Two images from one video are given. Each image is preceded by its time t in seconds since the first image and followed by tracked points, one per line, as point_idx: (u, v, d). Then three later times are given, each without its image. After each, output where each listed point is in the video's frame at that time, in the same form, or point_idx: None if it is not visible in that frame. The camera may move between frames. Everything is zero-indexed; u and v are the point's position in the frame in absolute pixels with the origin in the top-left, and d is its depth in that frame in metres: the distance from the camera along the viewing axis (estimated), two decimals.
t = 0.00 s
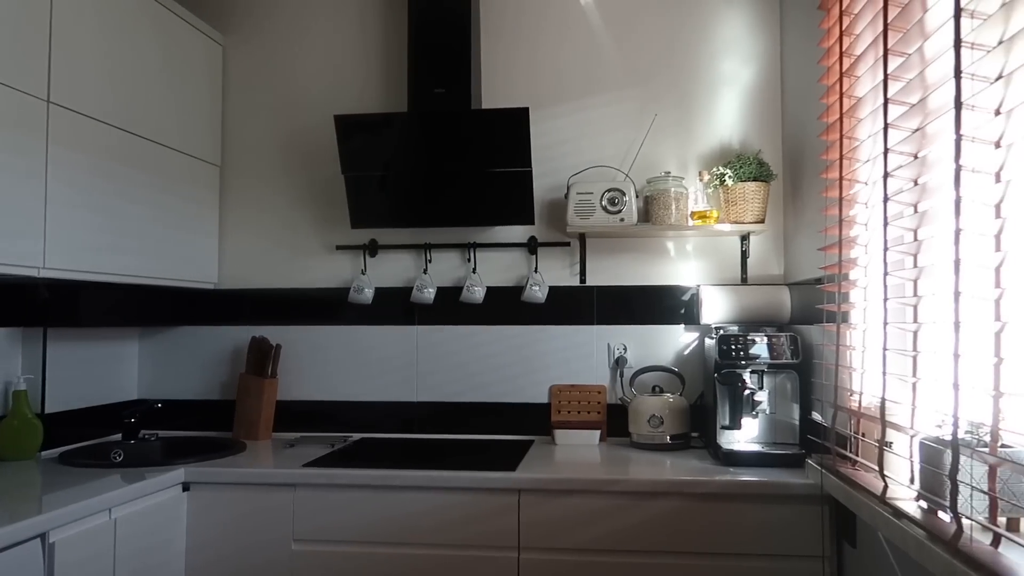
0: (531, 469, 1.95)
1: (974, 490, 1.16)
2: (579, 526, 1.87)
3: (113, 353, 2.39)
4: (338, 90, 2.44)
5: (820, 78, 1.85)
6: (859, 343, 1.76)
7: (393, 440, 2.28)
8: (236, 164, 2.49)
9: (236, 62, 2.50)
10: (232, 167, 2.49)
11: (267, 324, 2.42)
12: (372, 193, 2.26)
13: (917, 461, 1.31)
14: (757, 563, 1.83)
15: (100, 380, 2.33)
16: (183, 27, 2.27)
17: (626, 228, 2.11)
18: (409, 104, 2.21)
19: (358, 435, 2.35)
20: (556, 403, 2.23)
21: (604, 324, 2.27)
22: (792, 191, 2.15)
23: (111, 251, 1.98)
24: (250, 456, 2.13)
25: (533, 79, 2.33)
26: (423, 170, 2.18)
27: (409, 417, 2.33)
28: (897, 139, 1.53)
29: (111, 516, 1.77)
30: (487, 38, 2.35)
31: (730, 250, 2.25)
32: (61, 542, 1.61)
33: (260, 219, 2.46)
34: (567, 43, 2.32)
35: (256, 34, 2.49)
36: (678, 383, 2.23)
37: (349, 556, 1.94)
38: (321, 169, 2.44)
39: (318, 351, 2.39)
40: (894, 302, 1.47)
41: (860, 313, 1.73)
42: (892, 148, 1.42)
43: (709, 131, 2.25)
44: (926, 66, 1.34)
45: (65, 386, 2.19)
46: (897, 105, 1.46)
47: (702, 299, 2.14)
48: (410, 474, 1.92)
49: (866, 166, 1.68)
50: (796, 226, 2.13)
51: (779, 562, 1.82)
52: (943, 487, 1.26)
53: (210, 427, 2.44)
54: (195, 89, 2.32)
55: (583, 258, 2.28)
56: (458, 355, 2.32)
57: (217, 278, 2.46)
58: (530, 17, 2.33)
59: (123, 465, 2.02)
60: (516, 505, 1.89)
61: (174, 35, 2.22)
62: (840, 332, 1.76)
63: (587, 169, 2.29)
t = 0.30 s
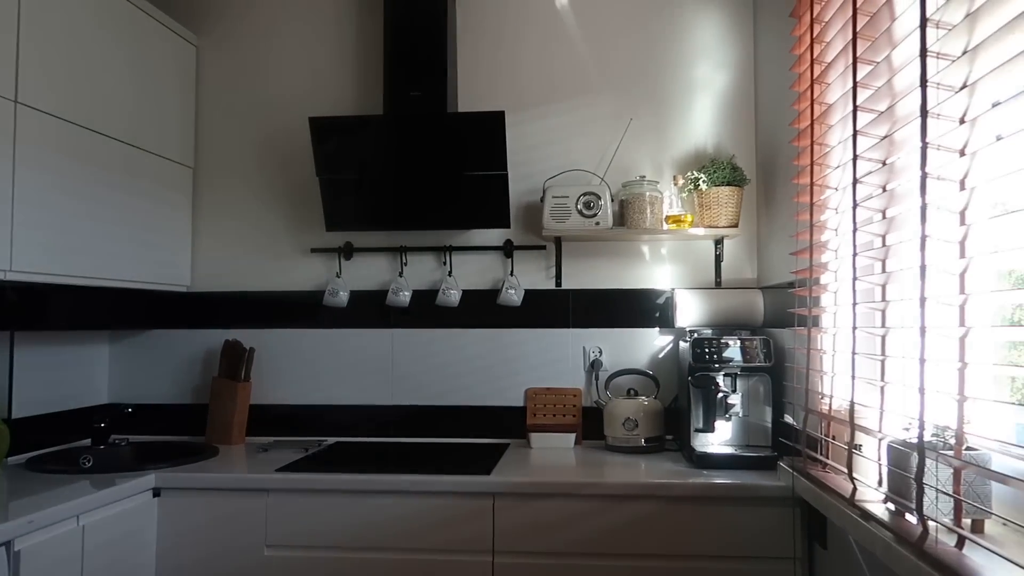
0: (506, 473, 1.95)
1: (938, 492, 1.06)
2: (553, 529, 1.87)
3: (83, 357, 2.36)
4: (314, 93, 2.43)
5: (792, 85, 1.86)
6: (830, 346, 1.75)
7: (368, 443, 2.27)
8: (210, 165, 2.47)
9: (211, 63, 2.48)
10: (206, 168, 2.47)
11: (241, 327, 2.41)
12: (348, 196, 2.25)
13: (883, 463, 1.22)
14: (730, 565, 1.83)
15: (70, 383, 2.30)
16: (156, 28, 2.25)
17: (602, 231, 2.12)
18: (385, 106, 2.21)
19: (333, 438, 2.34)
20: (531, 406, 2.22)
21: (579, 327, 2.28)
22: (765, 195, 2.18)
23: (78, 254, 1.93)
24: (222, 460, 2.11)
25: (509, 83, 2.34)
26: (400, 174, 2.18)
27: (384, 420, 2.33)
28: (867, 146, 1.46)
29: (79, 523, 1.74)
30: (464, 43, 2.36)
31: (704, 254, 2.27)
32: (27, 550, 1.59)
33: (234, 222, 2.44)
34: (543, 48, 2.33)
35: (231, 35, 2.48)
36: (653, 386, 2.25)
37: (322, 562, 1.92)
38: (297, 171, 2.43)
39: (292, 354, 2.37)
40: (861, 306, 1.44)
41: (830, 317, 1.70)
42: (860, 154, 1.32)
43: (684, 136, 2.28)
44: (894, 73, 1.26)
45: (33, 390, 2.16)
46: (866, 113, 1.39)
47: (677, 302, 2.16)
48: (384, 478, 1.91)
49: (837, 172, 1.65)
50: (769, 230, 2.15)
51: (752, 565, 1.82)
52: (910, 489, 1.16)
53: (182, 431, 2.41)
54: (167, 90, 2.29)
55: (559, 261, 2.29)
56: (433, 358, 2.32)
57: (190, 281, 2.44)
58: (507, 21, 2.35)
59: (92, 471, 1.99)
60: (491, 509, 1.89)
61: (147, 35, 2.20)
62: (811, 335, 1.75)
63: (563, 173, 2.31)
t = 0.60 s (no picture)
0: (479, 477, 1.94)
1: (904, 495, 1.00)
2: (526, 533, 1.86)
3: (48, 361, 2.31)
4: (286, 93, 2.41)
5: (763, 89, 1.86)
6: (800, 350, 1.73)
7: (340, 447, 2.25)
8: (180, 165, 2.43)
9: (181, 62, 2.44)
10: (175, 169, 2.43)
11: (210, 330, 2.37)
12: (320, 197, 2.23)
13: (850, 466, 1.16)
14: (702, 568, 1.84)
15: (34, 388, 2.25)
16: (126, 27, 2.20)
17: (575, 234, 2.12)
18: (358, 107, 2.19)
19: (305, 442, 2.32)
20: (504, 409, 2.24)
21: (553, 330, 2.28)
22: (737, 200, 2.20)
23: (42, 255, 1.88)
24: (191, 465, 2.08)
25: (483, 86, 2.34)
26: (373, 176, 2.16)
27: (357, 424, 2.31)
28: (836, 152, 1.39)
29: (42, 530, 1.70)
30: (438, 45, 2.35)
31: (677, 258, 2.29)
32: None
33: (203, 223, 2.41)
34: (518, 51, 2.34)
35: (201, 34, 2.44)
36: (625, 389, 2.25)
37: (292, 568, 1.90)
38: (268, 172, 2.40)
39: (263, 357, 2.35)
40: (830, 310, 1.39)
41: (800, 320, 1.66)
42: (828, 161, 1.27)
43: (657, 140, 2.29)
44: (864, 80, 1.19)
45: None
46: (836, 119, 1.32)
47: (650, 305, 2.17)
48: (356, 482, 1.89)
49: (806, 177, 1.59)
50: (740, 233, 2.17)
51: (722, 567, 1.83)
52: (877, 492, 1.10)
53: (150, 435, 2.37)
54: (135, 88, 2.25)
55: (533, 264, 2.30)
56: (406, 361, 2.31)
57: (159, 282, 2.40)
58: (482, 24, 2.35)
59: (56, 477, 1.94)
60: (463, 513, 1.88)
61: (116, 33, 2.15)
62: (781, 339, 1.72)
63: (537, 176, 2.31)
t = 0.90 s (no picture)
0: (457, 481, 1.92)
1: (879, 499, 1.01)
2: (505, 538, 1.85)
3: (17, 364, 2.25)
4: (263, 93, 2.38)
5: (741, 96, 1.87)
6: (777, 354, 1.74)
7: (316, 451, 2.23)
8: (154, 165, 2.39)
9: (156, 61, 2.40)
10: (150, 169, 2.39)
11: (185, 333, 2.33)
12: (296, 199, 2.20)
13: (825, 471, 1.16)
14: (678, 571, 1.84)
15: (3, 392, 2.19)
16: (100, 24, 2.16)
17: (554, 238, 2.12)
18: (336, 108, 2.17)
19: (280, 446, 2.29)
20: (483, 413, 2.21)
21: (531, 334, 2.28)
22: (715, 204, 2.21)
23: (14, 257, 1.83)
24: (164, 470, 2.04)
25: (463, 89, 2.33)
26: (351, 178, 2.14)
27: (333, 427, 2.29)
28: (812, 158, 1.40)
29: (10, 538, 1.65)
30: (417, 47, 2.34)
31: (655, 262, 2.30)
32: None
33: (178, 224, 2.37)
34: (498, 54, 2.33)
35: (177, 33, 2.40)
36: (604, 393, 2.26)
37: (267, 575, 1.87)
38: (245, 173, 2.37)
39: (239, 360, 2.32)
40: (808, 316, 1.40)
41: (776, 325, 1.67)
42: (805, 168, 1.27)
43: (636, 144, 2.30)
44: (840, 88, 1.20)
45: None
46: (812, 126, 1.33)
47: (629, 309, 2.17)
48: (333, 487, 1.87)
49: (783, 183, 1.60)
50: (718, 238, 2.19)
51: (698, 570, 1.83)
52: (853, 497, 1.11)
53: (122, 440, 2.32)
54: (109, 87, 2.20)
55: (511, 267, 2.30)
56: (384, 364, 2.29)
57: (132, 284, 2.36)
58: (462, 26, 2.34)
59: (25, 483, 1.89)
60: (441, 518, 1.86)
61: (90, 31, 2.11)
62: (758, 343, 1.73)
63: (516, 179, 2.31)
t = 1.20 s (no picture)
0: (432, 487, 1.90)
1: (851, 505, 1.02)
2: (481, 543, 1.84)
3: None
4: (236, 94, 2.35)
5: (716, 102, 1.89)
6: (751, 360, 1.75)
7: (289, 456, 2.20)
8: (124, 166, 2.34)
9: (127, 60, 2.36)
10: (120, 170, 2.34)
11: (155, 337, 2.29)
12: (270, 201, 2.17)
13: (799, 476, 1.17)
14: (653, 575, 1.84)
15: None
16: (69, 22, 2.11)
17: (530, 242, 2.12)
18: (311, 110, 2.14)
19: (253, 451, 2.25)
20: (459, 417, 2.21)
21: (507, 338, 2.28)
22: (690, 210, 2.23)
23: None
24: (133, 477, 2.00)
25: (440, 92, 2.32)
26: (326, 180, 2.12)
27: (307, 432, 2.26)
28: (786, 166, 1.41)
29: None
30: (393, 50, 2.33)
31: (630, 267, 2.32)
32: None
33: (149, 226, 2.33)
34: (475, 58, 2.33)
35: (148, 32, 2.36)
36: (579, 397, 2.26)
37: None
38: (217, 175, 2.34)
39: (210, 364, 2.28)
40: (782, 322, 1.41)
41: (750, 331, 1.68)
42: (779, 176, 1.28)
43: (613, 149, 2.31)
44: (814, 96, 1.21)
45: None
46: (786, 134, 1.34)
47: (605, 313, 2.17)
48: (307, 494, 1.84)
49: (758, 190, 1.61)
50: (693, 243, 2.21)
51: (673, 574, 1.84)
52: (826, 502, 1.12)
53: (89, 446, 2.27)
54: (78, 86, 2.15)
55: (487, 271, 2.29)
56: (359, 369, 2.27)
57: (101, 287, 2.31)
58: (439, 29, 2.33)
59: None
60: (417, 524, 1.84)
61: (60, 28, 2.06)
62: (733, 349, 1.73)
63: (492, 183, 2.31)
